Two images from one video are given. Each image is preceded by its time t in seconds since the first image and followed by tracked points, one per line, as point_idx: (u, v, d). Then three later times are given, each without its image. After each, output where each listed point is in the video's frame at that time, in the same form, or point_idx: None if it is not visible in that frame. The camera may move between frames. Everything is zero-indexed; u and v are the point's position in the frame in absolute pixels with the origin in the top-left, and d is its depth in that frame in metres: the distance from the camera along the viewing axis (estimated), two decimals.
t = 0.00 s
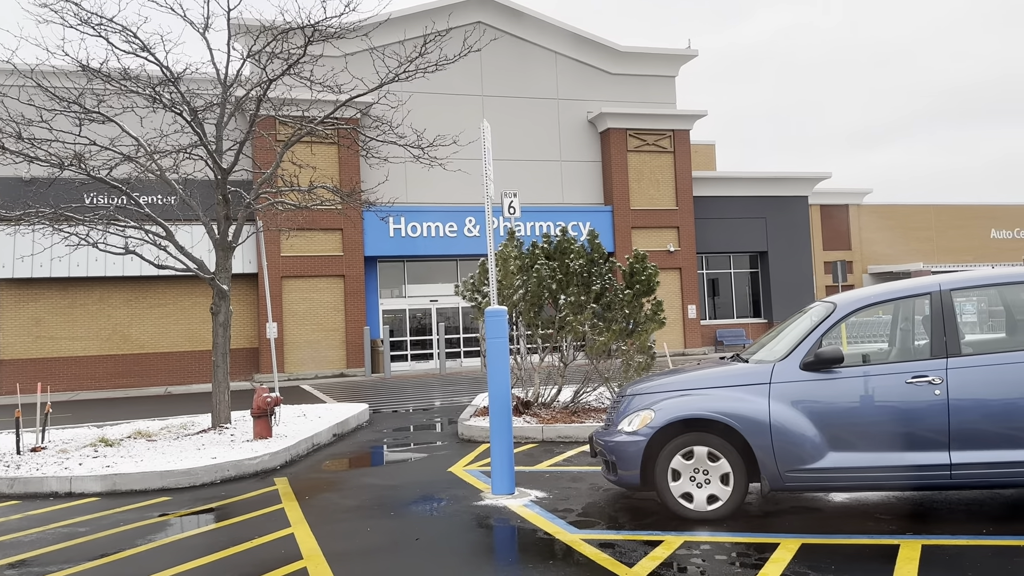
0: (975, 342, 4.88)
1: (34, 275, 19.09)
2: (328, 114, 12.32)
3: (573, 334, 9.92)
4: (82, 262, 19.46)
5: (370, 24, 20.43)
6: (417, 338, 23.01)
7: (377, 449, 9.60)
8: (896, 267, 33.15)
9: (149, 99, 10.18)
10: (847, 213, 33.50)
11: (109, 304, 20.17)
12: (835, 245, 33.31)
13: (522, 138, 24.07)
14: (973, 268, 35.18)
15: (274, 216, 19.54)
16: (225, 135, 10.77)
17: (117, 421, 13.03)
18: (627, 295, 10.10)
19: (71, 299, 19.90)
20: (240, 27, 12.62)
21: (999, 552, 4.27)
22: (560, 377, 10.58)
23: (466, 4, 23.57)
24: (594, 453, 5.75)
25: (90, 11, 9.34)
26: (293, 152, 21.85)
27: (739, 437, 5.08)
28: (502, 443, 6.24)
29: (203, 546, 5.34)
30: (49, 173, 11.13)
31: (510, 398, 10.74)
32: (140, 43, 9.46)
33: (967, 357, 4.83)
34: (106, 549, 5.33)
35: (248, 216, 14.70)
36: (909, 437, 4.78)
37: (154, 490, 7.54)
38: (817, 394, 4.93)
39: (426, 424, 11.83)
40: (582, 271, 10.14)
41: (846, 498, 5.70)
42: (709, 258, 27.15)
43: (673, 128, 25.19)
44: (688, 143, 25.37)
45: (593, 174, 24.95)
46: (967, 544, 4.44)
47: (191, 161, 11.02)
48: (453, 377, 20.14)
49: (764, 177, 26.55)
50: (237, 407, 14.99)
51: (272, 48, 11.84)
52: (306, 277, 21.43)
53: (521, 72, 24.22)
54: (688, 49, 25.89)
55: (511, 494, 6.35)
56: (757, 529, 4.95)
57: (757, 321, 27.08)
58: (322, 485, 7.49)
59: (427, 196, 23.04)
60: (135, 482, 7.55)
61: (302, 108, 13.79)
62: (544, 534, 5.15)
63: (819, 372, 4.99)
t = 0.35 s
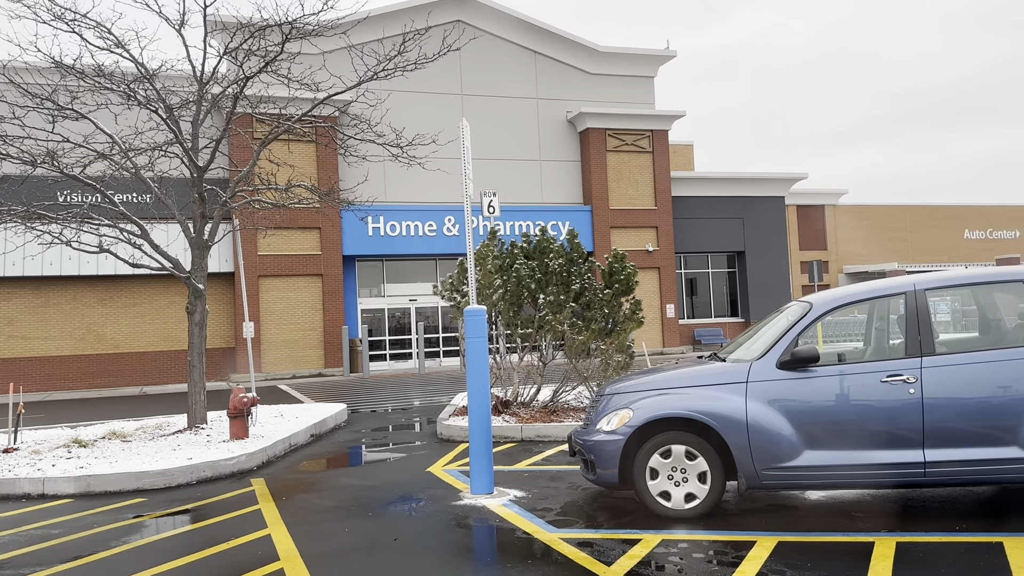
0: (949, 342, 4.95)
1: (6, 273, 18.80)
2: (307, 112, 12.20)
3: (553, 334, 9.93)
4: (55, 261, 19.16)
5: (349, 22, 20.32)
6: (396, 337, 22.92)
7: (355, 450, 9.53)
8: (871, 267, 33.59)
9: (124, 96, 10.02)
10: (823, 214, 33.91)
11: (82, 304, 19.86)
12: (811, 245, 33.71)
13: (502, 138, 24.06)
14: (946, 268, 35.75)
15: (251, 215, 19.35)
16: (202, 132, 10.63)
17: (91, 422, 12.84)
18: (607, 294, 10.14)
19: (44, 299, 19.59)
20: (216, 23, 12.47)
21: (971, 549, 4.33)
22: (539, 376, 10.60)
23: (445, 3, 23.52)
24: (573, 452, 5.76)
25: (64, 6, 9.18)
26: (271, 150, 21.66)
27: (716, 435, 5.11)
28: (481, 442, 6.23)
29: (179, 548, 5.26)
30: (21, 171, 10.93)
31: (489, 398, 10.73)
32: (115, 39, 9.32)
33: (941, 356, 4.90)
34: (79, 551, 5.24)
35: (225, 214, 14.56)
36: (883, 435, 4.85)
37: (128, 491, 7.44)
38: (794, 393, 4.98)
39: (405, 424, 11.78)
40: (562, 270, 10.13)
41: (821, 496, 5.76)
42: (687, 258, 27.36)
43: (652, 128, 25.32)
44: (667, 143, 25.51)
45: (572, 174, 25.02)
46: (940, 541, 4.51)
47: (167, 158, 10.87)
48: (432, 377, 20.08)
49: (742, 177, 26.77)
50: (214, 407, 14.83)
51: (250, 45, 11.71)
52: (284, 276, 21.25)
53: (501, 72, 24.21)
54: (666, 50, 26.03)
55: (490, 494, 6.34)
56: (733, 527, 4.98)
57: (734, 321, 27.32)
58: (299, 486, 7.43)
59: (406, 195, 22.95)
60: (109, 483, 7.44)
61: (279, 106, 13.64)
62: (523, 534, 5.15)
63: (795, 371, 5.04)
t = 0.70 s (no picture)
0: (925, 342, 5.02)
1: None
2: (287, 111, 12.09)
3: (534, 334, 9.94)
4: (31, 260, 18.86)
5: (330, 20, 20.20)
6: (377, 338, 22.81)
7: (335, 451, 9.47)
8: (849, 268, 33.97)
9: (101, 95, 9.87)
10: (802, 215, 34.25)
11: (58, 304, 19.56)
12: (790, 246, 34.05)
13: (483, 139, 24.04)
14: (921, 269, 36.24)
15: (229, 214, 19.16)
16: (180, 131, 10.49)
17: (67, 423, 12.65)
18: (587, 295, 10.16)
19: (19, 299, 19.29)
20: (195, 21, 12.32)
21: (946, 548, 4.39)
22: (520, 376, 10.60)
23: (426, 2, 23.45)
24: (553, 453, 5.76)
25: (39, 3, 9.02)
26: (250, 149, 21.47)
27: (695, 436, 5.14)
28: (461, 443, 6.21)
29: (156, 550, 5.19)
30: None
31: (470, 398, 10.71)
32: (92, 37, 9.17)
33: (917, 356, 4.97)
34: (54, 554, 5.15)
35: (203, 213, 14.41)
36: (861, 434, 4.90)
37: (104, 494, 7.33)
38: (773, 393, 5.02)
39: (385, 425, 11.72)
40: (543, 271, 10.14)
41: (799, 496, 5.81)
42: (668, 259, 27.53)
43: (633, 129, 25.41)
44: (647, 144, 25.62)
45: (554, 175, 25.06)
46: (916, 540, 4.56)
47: (144, 158, 10.71)
48: (413, 378, 20.00)
49: (722, 179, 26.97)
50: (192, 408, 14.66)
51: (229, 43, 11.57)
52: (263, 277, 21.07)
53: (483, 72, 24.19)
54: (647, 52, 26.15)
55: (470, 495, 6.33)
56: (712, 527, 5.01)
57: (714, 321, 27.53)
58: (278, 488, 7.36)
59: (387, 195, 22.87)
60: (85, 486, 7.33)
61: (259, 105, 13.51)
62: (503, 535, 5.14)
63: (773, 372, 5.08)
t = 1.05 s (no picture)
0: (909, 343, 5.07)
1: None
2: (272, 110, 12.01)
3: (521, 335, 9.94)
4: (14, 259, 18.65)
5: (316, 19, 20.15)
6: (363, 338, 22.73)
7: (321, 452, 9.42)
8: (834, 269, 34.22)
9: (85, 93, 9.77)
10: (788, 217, 34.48)
11: (41, 304, 19.34)
12: (776, 247, 34.27)
13: (471, 139, 24.02)
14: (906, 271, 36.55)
15: (215, 214, 19.03)
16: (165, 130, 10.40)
17: (50, 423, 12.52)
18: (575, 295, 10.17)
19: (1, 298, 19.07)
20: (180, 19, 12.22)
21: (929, 547, 4.42)
22: (507, 377, 10.60)
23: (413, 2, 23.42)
24: (540, 453, 5.76)
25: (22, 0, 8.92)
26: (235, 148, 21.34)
27: (681, 436, 5.16)
28: (448, 443, 6.20)
29: (141, 552, 5.14)
30: None
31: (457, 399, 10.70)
32: (76, 34, 9.08)
33: (901, 356, 5.01)
34: (37, 556, 5.09)
35: (189, 213, 14.29)
36: (845, 434, 4.93)
37: (89, 495, 7.26)
38: (758, 393, 5.04)
39: (372, 425, 11.68)
40: (530, 271, 10.14)
41: (784, 495, 5.85)
42: (655, 260, 27.63)
43: (620, 130, 25.46)
44: (635, 145, 25.70)
45: (541, 175, 25.07)
46: (899, 539, 4.60)
47: (129, 156, 10.61)
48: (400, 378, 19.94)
49: (709, 180, 27.08)
50: (176, 409, 14.55)
51: (215, 41, 11.48)
52: (248, 277, 20.94)
53: (470, 72, 24.18)
54: (635, 53, 26.24)
55: (457, 495, 6.32)
56: (698, 526, 5.03)
57: (700, 322, 27.66)
58: (264, 488, 7.32)
59: (374, 195, 22.81)
60: (69, 486, 7.26)
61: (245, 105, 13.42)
62: (490, 535, 5.13)
63: (759, 372, 5.11)
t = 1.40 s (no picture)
0: (896, 343, 5.11)
1: None
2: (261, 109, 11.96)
3: (511, 334, 9.94)
4: None
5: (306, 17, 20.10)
6: (353, 338, 22.66)
7: (310, 452, 9.40)
8: (822, 270, 34.42)
9: (72, 91, 9.69)
10: (776, 218, 34.67)
11: (27, 303, 19.17)
12: (764, 248, 34.44)
13: (461, 139, 24.00)
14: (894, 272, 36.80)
15: (203, 214, 18.94)
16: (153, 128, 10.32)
17: (36, 423, 12.41)
18: (564, 295, 10.17)
19: None
20: (168, 16, 12.16)
21: (915, 546, 4.46)
22: (497, 377, 10.59)
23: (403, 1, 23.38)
24: (530, 452, 5.76)
25: None
26: (224, 146, 21.25)
27: (670, 435, 5.18)
28: (438, 443, 6.19)
29: (128, 552, 5.11)
30: None
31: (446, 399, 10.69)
32: (64, 32, 9.02)
33: (889, 357, 5.05)
34: (22, 556, 5.04)
35: (177, 212, 14.20)
36: (833, 434, 4.96)
37: (76, 495, 7.21)
38: (747, 393, 5.07)
39: (361, 425, 11.64)
40: (520, 271, 10.14)
41: (772, 495, 5.88)
42: (645, 260, 27.70)
43: (610, 130, 25.51)
44: (624, 145, 25.75)
45: (531, 175, 25.08)
46: (887, 538, 4.64)
47: (117, 154, 10.54)
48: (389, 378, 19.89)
49: (698, 180, 27.16)
50: (164, 409, 14.46)
51: (204, 39, 11.43)
52: (237, 276, 20.84)
53: (461, 72, 24.17)
54: (625, 54, 26.30)
55: (447, 495, 6.31)
56: (686, 525, 5.05)
57: (690, 322, 27.76)
58: (252, 488, 7.28)
59: (364, 195, 22.78)
60: (56, 486, 7.20)
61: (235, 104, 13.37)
62: (479, 535, 5.13)
63: (747, 372, 5.13)
